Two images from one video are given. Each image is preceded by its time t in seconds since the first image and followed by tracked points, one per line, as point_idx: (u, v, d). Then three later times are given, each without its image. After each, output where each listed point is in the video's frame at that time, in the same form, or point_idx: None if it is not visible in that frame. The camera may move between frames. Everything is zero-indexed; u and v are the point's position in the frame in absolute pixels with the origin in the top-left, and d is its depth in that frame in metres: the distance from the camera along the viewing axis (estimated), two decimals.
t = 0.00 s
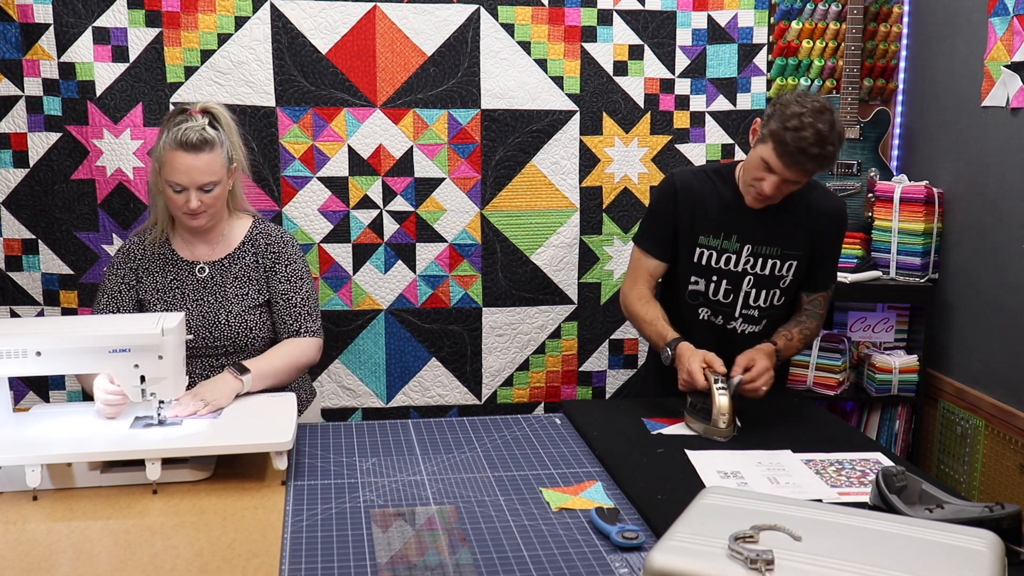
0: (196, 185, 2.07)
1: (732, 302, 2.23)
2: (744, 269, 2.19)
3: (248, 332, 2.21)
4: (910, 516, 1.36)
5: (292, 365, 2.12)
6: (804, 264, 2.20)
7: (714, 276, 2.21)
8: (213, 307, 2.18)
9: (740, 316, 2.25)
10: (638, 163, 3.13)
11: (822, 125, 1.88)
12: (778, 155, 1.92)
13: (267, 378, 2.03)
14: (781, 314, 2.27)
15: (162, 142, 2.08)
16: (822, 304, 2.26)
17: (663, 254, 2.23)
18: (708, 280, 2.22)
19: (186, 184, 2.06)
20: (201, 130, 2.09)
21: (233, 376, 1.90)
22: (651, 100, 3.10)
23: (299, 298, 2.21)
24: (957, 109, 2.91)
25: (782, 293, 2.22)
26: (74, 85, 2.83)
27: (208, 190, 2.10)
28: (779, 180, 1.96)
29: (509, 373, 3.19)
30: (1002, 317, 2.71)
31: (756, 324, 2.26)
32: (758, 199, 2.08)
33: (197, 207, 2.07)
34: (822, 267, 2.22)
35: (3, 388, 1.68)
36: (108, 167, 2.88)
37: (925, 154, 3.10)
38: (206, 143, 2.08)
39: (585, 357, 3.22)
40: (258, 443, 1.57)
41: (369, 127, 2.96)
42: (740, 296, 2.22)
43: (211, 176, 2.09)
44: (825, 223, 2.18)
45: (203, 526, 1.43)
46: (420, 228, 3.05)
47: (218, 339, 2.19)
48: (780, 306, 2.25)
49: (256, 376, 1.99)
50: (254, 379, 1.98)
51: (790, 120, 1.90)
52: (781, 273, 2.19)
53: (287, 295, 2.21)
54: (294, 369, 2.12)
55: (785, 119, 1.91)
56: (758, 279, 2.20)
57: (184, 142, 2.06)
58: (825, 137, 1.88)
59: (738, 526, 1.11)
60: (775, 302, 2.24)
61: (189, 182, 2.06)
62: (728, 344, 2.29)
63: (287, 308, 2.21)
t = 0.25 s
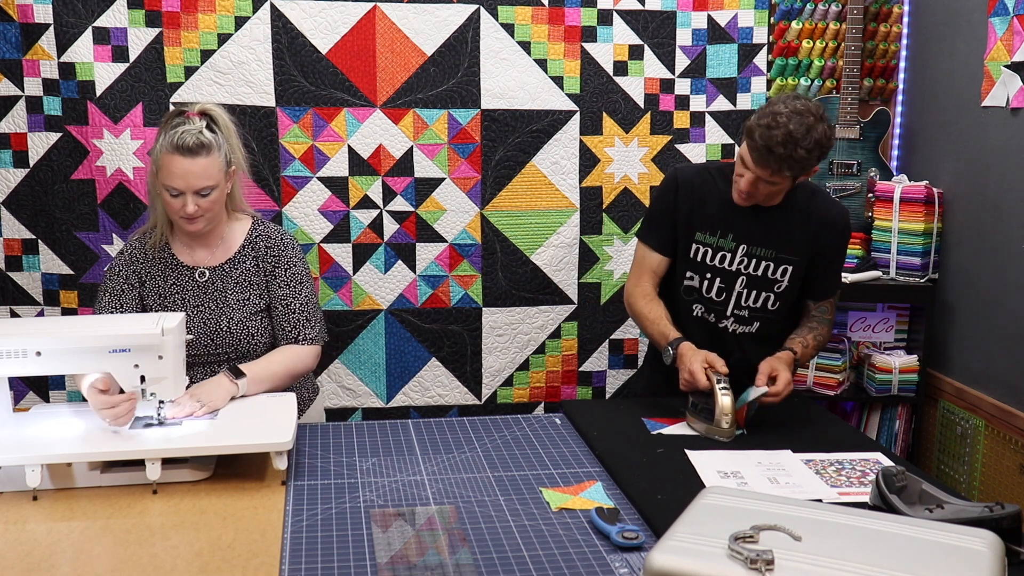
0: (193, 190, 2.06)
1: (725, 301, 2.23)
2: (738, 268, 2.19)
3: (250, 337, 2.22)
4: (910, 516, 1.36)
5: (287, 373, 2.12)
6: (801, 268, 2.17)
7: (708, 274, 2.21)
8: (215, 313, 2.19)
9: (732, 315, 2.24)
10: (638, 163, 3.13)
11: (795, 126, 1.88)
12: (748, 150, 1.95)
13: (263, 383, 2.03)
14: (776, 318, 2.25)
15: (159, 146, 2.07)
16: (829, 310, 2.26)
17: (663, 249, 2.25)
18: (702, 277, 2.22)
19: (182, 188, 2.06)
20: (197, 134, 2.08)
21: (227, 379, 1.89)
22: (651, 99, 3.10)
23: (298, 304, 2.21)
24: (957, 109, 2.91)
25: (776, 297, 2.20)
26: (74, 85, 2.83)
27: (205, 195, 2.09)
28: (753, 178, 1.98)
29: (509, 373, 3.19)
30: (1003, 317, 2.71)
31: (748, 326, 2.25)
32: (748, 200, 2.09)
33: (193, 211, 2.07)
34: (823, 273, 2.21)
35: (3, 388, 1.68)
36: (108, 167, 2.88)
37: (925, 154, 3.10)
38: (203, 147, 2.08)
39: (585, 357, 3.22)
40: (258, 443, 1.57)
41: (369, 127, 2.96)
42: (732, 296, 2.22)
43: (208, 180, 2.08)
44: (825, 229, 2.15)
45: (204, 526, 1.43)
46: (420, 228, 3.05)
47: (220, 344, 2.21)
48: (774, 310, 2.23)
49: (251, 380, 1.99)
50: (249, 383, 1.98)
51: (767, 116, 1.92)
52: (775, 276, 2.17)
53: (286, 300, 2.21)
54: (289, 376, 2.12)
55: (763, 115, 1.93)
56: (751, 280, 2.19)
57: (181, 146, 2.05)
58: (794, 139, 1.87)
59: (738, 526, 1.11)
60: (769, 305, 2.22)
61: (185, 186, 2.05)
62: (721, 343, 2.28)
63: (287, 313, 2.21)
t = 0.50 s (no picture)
0: (188, 197, 2.06)
1: (721, 305, 2.23)
2: (729, 271, 2.19)
3: (250, 343, 2.24)
4: (910, 515, 1.35)
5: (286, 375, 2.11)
6: (791, 259, 2.19)
7: (701, 282, 2.21)
8: (214, 320, 2.20)
9: (731, 317, 2.24)
10: (638, 164, 3.13)
11: (773, 127, 1.88)
12: (737, 165, 1.93)
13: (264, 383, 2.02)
14: (776, 313, 2.26)
15: (153, 153, 2.07)
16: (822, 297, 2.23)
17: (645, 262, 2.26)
18: (695, 286, 2.22)
19: (177, 196, 2.05)
20: (190, 141, 2.08)
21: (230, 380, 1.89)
22: (651, 100, 3.10)
23: (296, 308, 2.22)
24: (957, 109, 2.91)
25: (772, 291, 2.21)
26: (74, 85, 2.83)
27: (200, 202, 2.09)
28: (748, 187, 1.98)
29: (509, 373, 3.19)
30: (1002, 317, 2.71)
31: (750, 325, 2.25)
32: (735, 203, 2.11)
33: (189, 219, 2.07)
34: (814, 258, 2.20)
35: (3, 388, 1.68)
36: (108, 167, 2.88)
37: (925, 154, 3.10)
38: (196, 155, 2.07)
39: (585, 357, 3.22)
40: (258, 443, 1.57)
41: (369, 127, 2.96)
42: (729, 298, 2.22)
43: (203, 187, 2.08)
44: (806, 214, 2.17)
45: (204, 526, 1.43)
46: (420, 228, 3.05)
47: (220, 351, 2.21)
48: (773, 304, 2.24)
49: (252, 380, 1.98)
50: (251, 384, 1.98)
51: (741, 128, 1.90)
52: (767, 272, 2.19)
53: (284, 305, 2.21)
54: (288, 379, 2.12)
55: (736, 127, 1.92)
56: (745, 279, 2.20)
57: (174, 154, 2.05)
58: (778, 139, 1.88)
59: (738, 525, 1.11)
60: (767, 301, 2.23)
61: (179, 194, 2.05)
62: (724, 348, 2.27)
63: (285, 318, 2.22)
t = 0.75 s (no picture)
0: (185, 202, 2.06)
1: (695, 302, 2.23)
2: (697, 269, 2.18)
3: (246, 345, 2.23)
4: (910, 515, 1.35)
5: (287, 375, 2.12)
6: (759, 252, 2.14)
7: (671, 282, 2.22)
8: (211, 322, 2.19)
9: (707, 313, 2.24)
10: (638, 163, 3.13)
11: (710, 122, 1.86)
12: (681, 164, 1.92)
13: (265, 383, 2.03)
14: (753, 307, 2.21)
15: (149, 157, 2.06)
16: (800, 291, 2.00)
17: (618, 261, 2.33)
18: (667, 286, 2.23)
19: (174, 200, 2.05)
20: (187, 145, 2.07)
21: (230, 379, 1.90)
22: (651, 100, 3.10)
23: (294, 308, 2.22)
24: (957, 109, 2.91)
25: (745, 287, 2.18)
26: (74, 85, 2.83)
27: (198, 205, 2.09)
28: (700, 184, 1.97)
29: (509, 373, 3.19)
30: (1002, 317, 2.71)
31: (727, 320, 2.23)
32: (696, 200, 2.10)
33: (186, 223, 2.06)
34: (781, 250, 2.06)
35: (3, 388, 1.68)
36: (107, 167, 2.88)
37: (925, 154, 3.10)
38: (194, 158, 2.07)
39: (585, 357, 3.22)
40: (258, 443, 1.57)
41: (369, 127, 2.96)
42: (702, 295, 2.21)
43: (200, 191, 2.07)
44: (769, 205, 2.09)
45: (204, 526, 1.43)
46: (420, 228, 3.05)
47: (217, 352, 2.21)
48: (749, 298, 2.20)
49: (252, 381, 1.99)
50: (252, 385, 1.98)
51: (679, 128, 1.89)
52: (736, 268, 2.16)
53: (282, 305, 2.22)
54: (287, 378, 2.12)
55: (675, 127, 1.91)
56: (715, 276, 2.18)
57: (171, 157, 2.04)
58: (717, 133, 1.86)
59: (738, 526, 1.11)
60: (741, 296, 2.20)
61: (177, 198, 2.05)
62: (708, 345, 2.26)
63: (283, 318, 2.22)
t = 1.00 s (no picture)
0: (189, 196, 2.08)
1: (675, 299, 2.25)
2: (674, 266, 2.21)
3: (240, 340, 2.22)
4: (910, 515, 1.35)
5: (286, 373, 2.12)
6: (731, 245, 2.14)
7: (654, 281, 2.25)
8: (205, 316, 2.19)
9: (686, 310, 2.24)
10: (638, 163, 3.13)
11: (667, 116, 1.86)
12: (646, 163, 1.93)
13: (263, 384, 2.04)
14: (732, 301, 2.20)
15: (154, 151, 2.08)
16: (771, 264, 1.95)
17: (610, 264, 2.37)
18: (652, 285, 2.27)
19: (178, 194, 2.07)
20: (192, 140, 2.09)
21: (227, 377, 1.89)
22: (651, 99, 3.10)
23: (292, 306, 2.21)
24: (956, 109, 2.91)
25: (721, 281, 2.18)
26: (74, 85, 2.83)
27: (201, 200, 2.10)
28: (668, 179, 1.97)
29: (509, 373, 3.19)
30: (1003, 318, 2.71)
31: (707, 316, 2.22)
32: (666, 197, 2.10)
33: (189, 217, 2.08)
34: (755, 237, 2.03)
35: (3, 388, 1.67)
36: (108, 167, 2.88)
37: (925, 154, 3.10)
38: (199, 153, 2.09)
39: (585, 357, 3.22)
40: (258, 443, 1.57)
41: (370, 127, 2.96)
42: (682, 293, 2.23)
43: (204, 186, 2.09)
44: (739, 195, 2.07)
45: (204, 526, 1.43)
46: (420, 228, 3.05)
47: (210, 347, 2.20)
48: (725, 294, 2.20)
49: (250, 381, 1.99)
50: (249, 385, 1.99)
51: (637, 129, 1.89)
52: (709, 262, 2.17)
53: (279, 303, 2.21)
54: (286, 377, 2.12)
55: (633, 128, 1.90)
56: (690, 272, 2.20)
57: (177, 151, 2.06)
58: (676, 127, 1.86)
59: (739, 525, 1.11)
60: (718, 291, 2.20)
61: (181, 192, 2.06)
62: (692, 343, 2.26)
63: (280, 316, 2.21)
